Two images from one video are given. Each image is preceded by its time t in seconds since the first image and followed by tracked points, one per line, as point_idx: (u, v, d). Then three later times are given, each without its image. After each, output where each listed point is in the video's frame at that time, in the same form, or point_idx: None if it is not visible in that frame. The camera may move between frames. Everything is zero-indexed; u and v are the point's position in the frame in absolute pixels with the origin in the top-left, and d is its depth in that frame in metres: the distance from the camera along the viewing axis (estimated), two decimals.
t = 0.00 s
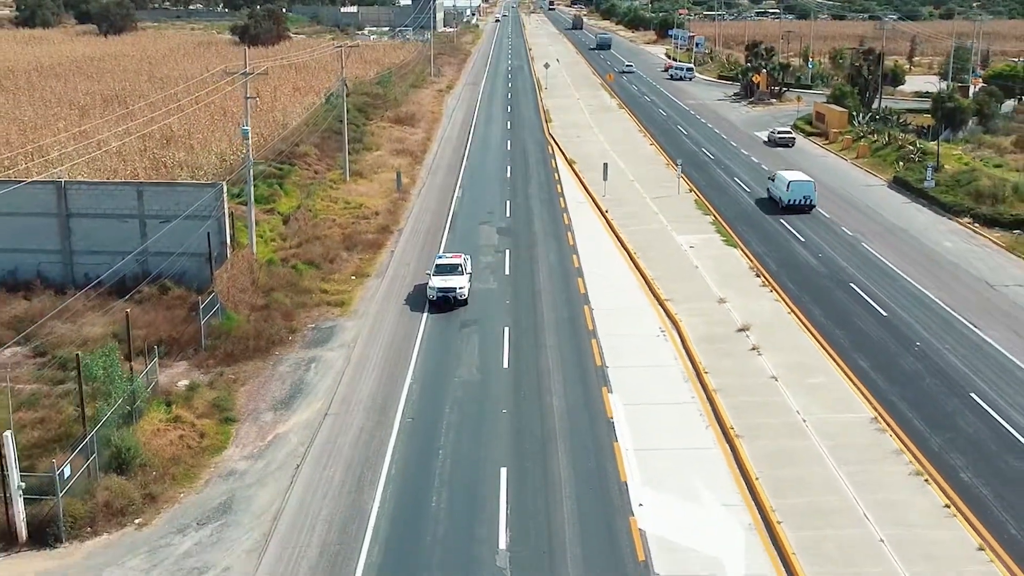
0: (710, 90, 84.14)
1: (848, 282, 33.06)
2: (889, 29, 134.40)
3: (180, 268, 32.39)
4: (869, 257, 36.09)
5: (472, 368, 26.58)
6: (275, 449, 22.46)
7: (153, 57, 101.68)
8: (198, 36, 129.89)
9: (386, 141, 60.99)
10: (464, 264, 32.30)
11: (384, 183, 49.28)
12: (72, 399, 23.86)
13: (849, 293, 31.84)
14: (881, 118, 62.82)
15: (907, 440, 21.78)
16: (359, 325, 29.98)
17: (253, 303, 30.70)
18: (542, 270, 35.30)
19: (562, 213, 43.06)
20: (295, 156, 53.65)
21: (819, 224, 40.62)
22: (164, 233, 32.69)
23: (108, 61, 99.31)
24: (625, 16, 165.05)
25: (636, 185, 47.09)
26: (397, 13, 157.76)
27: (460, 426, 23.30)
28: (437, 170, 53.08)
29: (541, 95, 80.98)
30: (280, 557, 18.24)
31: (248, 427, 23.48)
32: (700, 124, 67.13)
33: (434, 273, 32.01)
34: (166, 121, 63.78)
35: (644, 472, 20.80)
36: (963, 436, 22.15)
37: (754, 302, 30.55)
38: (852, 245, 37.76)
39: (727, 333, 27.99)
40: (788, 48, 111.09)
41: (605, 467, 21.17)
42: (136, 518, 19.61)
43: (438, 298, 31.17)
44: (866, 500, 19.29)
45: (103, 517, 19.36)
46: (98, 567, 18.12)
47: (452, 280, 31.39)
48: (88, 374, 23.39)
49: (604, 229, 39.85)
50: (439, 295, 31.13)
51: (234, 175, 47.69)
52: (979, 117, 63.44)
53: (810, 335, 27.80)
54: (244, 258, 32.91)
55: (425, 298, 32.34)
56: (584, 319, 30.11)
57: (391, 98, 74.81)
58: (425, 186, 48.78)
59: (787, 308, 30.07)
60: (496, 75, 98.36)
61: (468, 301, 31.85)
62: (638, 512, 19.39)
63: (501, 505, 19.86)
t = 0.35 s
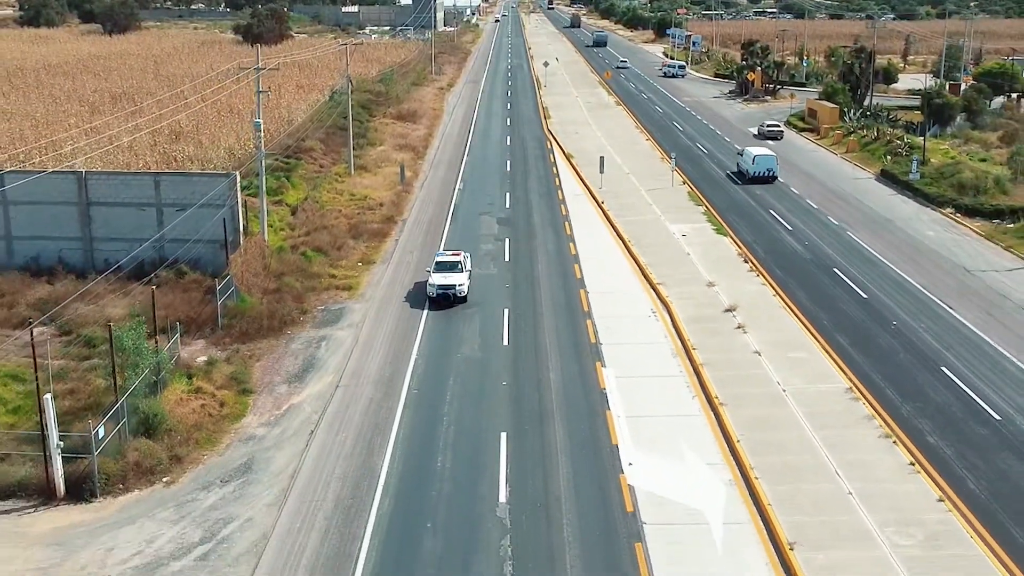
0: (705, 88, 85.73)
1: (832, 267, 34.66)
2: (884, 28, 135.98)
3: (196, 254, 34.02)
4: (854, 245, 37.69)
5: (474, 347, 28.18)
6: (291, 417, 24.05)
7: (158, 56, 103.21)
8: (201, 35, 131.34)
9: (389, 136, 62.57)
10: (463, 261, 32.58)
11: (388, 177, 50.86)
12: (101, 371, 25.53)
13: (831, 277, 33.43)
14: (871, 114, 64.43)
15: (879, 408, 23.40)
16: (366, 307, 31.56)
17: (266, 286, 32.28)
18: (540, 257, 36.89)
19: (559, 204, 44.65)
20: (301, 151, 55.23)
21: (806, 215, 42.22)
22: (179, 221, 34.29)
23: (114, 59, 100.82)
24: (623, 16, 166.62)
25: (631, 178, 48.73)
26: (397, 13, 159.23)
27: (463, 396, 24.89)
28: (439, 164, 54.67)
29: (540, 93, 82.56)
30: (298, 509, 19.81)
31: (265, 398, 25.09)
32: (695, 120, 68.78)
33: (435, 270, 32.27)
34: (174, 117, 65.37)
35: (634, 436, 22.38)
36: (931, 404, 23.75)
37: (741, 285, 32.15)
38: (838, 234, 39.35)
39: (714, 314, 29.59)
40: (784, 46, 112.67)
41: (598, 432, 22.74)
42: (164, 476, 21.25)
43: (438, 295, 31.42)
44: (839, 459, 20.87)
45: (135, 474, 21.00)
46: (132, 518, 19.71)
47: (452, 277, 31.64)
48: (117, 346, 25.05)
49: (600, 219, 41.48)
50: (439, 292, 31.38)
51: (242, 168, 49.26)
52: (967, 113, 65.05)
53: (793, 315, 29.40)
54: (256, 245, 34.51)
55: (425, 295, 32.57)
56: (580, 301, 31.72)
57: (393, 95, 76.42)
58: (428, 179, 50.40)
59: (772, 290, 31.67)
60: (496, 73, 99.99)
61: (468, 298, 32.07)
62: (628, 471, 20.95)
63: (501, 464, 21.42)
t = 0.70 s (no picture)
0: (702, 85, 87.11)
1: (820, 255, 36.07)
2: (880, 28, 137.34)
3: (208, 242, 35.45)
4: (841, 234, 39.10)
5: (476, 328, 29.60)
6: (302, 392, 25.45)
7: (162, 55, 104.64)
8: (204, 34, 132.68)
9: (391, 132, 63.98)
10: (464, 259, 32.82)
11: (391, 171, 52.24)
12: (123, 349, 26.99)
13: (818, 265, 34.85)
14: (863, 110, 65.85)
15: (857, 382, 24.82)
16: (372, 292, 32.98)
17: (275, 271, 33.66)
18: (538, 246, 38.26)
19: (558, 196, 46.09)
20: (306, 146, 56.64)
21: (797, 206, 43.62)
22: (193, 211, 35.66)
23: (119, 57, 102.26)
24: (622, 15, 167.95)
25: (627, 172, 50.16)
26: (398, 13, 160.65)
27: (465, 373, 26.29)
28: (440, 159, 56.05)
29: (539, 90, 83.94)
30: (312, 471, 21.24)
31: (278, 374, 26.50)
32: (691, 116, 70.24)
33: (435, 267, 32.49)
34: (181, 114, 66.82)
35: (626, 409, 23.77)
36: (907, 379, 25.17)
37: (732, 271, 33.55)
38: (826, 224, 40.76)
39: (705, 298, 30.99)
40: (780, 45, 114.08)
41: (593, 405, 24.12)
42: (186, 444, 22.66)
43: (437, 292, 31.70)
44: (817, 427, 22.27)
45: (158, 442, 22.41)
46: (157, 480, 21.12)
47: (451, 275, 31.89)
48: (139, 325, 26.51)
49: (596, 211, 42.92)
50: (439, 290, 31.64)
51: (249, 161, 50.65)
52: (957, 109, 66.45)
53: (779, 299, 30.82)
54: (266, 233, 35.92)
55: (426, 293, 32.81)
56: (576, 287, 33.10)
57: (395, 92, 77.81)
58: (430, 173, 51.83)
59: (760, 276, 33.08)
60: (496, 71, 101.40)
61: (469, 296, 32.30)
62: (620, 439, 22.32)
63: (501, 433, 22.83)
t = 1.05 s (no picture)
0: (699, 83, 88.51)
1: (807, 244, 37.48)
2: (876, 28, 138.75)
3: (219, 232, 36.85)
4: (829, 225, 40.51)
5: (477, 311, 31.01)
6: (313, 369, 26.86)
7: (167, 53, 106.17)
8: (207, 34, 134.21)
9: (394, 128, 65.40)
10: (463, 256, 33.18)
11: (394, 165, 53.62)
12: (141, 328, 28.39)
13: (805, 253, 36.27)
14: (855, 107, 67.26)
15: (838, 360, 26.21)
16: (377, 279, 34.38)
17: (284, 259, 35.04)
18: (537, 236, 39.65)
19: (556, 189, 47.49)
20: (311, 141, 58.04)
21: (788, 199, 45.03)
22: (205, 201, 37.05)
23: (125, 56, 103.76)
24: (621, 15, 169.32)
25: (624, 166, 51.56)
26: (399, 12, 162.13)
27: (466, 352, 27.71)
28: (442, 154, 57.45)
29: (538, 88, 85.37)
30: (324, 439, 22.65)
31: (289, 354, 27.90)
32: (687, 113, 71.70)
33: (435, 265, 32.89)
34: (187, 110, 68.27)
35: (619, 384, 25.16)
36: (885, 357, 26.56)
37: (723, 259, 34.95)
38: (815, 215, 42.17)
39: (696, 283, 32.39)
40: (776, 45, 115.49)
41: (588, 380, 25.53)
42: (204, 416, 24.06)
43: (437, 288, 32.07)
44: (799, 400, 23.66)
45: (179, 413, 23.80)
46: (178, 448, 22.52)
47: (451, 272, 32.27)
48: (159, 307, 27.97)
49: (593, 203, 44.34)
50: (439, 287, 32.00)
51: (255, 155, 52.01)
52: (947, 106, 67.86)
53: (766, 284, 32.23)
54: (274, 222, 37.30)
55: (425, 290, 33.19)
56: (573, 274, 34.51)
57: (397, 90, 79.22)
58: (431, 168, 53.23)
59: (749, 263, 34.48)
60: (496, 70, 102.79)
61: (468, 293, 32.67)
62: (613, 410, 23.75)
63: (502, 405, 24.26)
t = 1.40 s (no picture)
0: (695, 80, 90.04)
1: (794, 232, 39.03)
2: (871, 27, 140.23)
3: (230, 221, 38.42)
4: (816, 214, 42.04)
5: (478, 294, 32.56)
6: (322, 347, 28.41)
7: (171, 52, 107.75)
8: (210, 32, 135.69)
9: (395, 124, 66.90)
10: (462, 254, 33.33)
11: (396, 159, 55.11)
12: (158, 309, 29.92)
13: (792, 240, 37.82)
14: (847, 103, 68.88)
15: (819, 337, 27.73)
16: (381, 265, 35.92)
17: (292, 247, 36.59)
18: (535, 225, 41.19)
19: (554, 181, 49.03)
20: (315, 136, 59.55)
21: (778, 190, 46.60)
22: (216, 192, 38.55)
23: (129, 54, 105.24)
24: (619, 13, 170.82)
25: (620, 160, 53.10)
26: (399, 11, 163.57)
27: (468, 331, 29.27)
28: (443, 148, 58.96)
29: (537, 85, 86.92)
30: (335, 408, 24.18)
31: (300, 333, 29.44)
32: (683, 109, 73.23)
33: (434, 262, 33.04)
34: (194, 107, 69.85)
35: (612, 359, 26.71)
36: (863, 335, 28.08)
37: (713, 246, 36.49)
38: (804, 206, 43.71)
39: (686, 268, 33.92)
40: (772, 43, 117.05)
41: (583, 355, 27.09)
42: (222, 388, 25.58)
43: (436, 285, 32.23)
44: (781, 372, 25.18)
45: (197, 386, 25.31)
46: (198, 416, 24.05)
47: (450, 269, 32.42)
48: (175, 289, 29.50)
49: (589, 194, 45.88)
50: (438, 283, 32.16)
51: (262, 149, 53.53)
52: (937, 103, 69.54)
53: (754, 268, 33.73)
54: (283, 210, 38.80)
55: (424, 288, 33.31)
56: (569, 260, 36.08)
57: (399, 87, 80.75)
58: (433, 161, 54.76)
59: (738, 250, 36.01)
60: (496, 68, 104.28)
61: (466, 290, 32.86)
62: (605, 382, 25.28)
63: (501, 378, 25.79)
